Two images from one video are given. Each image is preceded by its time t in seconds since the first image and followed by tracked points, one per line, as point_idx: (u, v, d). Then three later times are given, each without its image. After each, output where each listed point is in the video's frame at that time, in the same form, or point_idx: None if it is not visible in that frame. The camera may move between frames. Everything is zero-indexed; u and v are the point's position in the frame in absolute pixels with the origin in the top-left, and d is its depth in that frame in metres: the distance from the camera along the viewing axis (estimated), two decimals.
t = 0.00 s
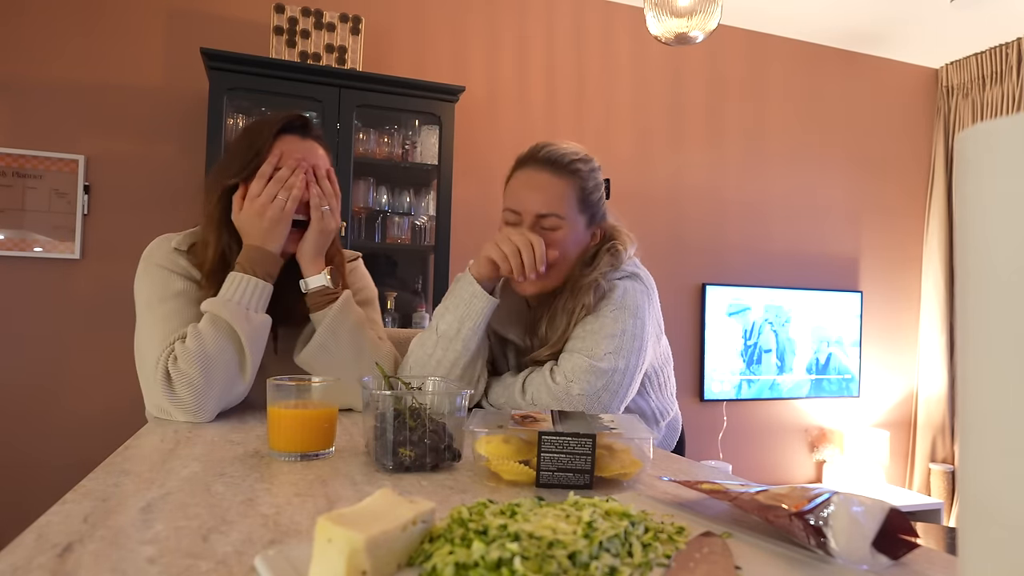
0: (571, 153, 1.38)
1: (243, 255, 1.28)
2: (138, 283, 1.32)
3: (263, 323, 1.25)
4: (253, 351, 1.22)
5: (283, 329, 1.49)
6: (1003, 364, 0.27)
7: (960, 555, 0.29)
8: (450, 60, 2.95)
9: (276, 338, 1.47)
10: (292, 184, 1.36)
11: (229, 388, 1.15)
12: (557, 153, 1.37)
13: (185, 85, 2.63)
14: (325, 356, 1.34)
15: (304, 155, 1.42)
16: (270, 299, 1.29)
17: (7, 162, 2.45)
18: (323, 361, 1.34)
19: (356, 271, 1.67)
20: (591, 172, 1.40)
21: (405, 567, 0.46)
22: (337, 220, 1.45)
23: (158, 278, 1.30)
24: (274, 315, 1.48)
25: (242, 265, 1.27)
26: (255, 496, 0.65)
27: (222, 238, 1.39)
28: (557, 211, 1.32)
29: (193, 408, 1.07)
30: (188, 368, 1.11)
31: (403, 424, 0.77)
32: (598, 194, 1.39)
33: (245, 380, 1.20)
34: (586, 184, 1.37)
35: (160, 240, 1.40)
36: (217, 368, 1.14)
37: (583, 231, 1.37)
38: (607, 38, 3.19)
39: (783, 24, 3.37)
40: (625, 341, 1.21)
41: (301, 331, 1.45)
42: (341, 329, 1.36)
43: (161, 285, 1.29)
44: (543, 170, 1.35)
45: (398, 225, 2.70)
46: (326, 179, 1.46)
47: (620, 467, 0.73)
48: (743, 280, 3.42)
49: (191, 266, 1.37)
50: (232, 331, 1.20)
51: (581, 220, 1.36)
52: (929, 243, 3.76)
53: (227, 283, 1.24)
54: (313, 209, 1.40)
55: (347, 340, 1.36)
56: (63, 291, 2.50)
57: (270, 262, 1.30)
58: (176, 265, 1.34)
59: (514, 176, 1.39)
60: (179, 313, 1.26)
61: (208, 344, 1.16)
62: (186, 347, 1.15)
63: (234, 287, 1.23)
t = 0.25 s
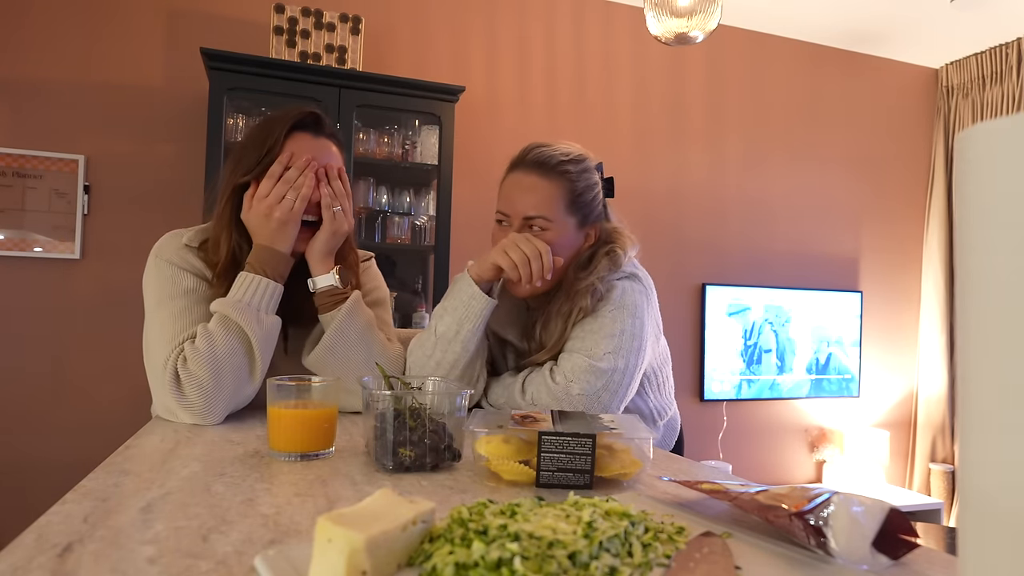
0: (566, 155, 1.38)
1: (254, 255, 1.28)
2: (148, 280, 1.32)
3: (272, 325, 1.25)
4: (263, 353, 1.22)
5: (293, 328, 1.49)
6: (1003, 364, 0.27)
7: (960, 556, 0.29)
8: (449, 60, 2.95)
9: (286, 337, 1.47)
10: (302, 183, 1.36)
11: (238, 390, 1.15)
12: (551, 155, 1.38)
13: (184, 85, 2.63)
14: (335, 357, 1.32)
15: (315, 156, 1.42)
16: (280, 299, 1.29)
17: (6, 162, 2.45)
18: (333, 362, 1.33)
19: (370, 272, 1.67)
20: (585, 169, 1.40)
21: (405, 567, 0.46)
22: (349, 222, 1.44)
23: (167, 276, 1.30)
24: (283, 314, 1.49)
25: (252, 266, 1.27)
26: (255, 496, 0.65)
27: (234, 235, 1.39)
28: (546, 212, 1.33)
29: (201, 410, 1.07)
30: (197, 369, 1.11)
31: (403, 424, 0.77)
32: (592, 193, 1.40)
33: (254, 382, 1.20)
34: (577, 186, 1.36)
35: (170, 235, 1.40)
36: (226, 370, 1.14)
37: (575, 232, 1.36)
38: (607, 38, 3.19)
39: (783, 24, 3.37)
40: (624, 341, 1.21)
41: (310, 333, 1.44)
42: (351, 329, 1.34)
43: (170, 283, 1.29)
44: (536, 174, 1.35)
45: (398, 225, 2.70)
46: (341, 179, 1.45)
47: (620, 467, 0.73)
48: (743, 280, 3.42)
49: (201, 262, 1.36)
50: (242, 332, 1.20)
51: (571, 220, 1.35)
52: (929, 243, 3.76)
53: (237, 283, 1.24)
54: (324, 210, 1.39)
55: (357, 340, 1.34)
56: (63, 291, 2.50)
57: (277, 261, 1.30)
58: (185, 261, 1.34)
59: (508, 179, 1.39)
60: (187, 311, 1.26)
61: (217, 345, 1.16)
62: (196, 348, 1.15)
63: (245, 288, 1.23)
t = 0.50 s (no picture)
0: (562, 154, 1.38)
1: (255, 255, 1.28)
2: (149, 277, 1.31)
3: (274, 325, 1.25)
4: (265, 353, 1.22)
5: (296, 327, 1.49)
6: (1003, 364, 0.27)
7: (960, 557, 0.29)
8: (450, 60, 2.95)
9: (288, 336, 1.48)
10: (302, 182, 1.36)
11: (239, 391, 1.15)
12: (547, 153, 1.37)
13: (184, 85, 2.63)
14: (335, 357, 1.32)
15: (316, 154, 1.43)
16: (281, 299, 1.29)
17: (6, 162, 2.45)
18: (334, 362, 1.33)
19: (373, 270, 1.67)
20: (581, 167, 1.40)
21: (405, 567, 0.46)
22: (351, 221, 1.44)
23: (168, 274, 1.29)
24: (285, 312, 1.49)
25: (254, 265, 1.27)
26: (255, 496, 0.65)
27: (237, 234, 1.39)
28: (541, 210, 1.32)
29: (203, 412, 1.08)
30: (198, 370, 1.11)
31: (403, 424, 0.77)
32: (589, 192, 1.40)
33: (255, 383, 1.19)
34: (571, 185, 1.35)
35: (172, 231, 1.40)
36: (227, 371, 1.14)
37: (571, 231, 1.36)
38: (607, 38, 3.19)
39: (783, 24, 3.37)
40: (623, 340, 1.21)
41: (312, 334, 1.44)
42: (352, 329, 1.34)
43: (171, 282, 1.28)
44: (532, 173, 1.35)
45: (398, 225, 2.70)
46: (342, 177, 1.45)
47: (620, 467, 0.73)
48: (743, 280, 3.42)
49: (203, 259, 1.36)
50: (244, 332, 1.20)
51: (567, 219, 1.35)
52: (929, 243, 3.76)
53: (239, 283, 1.24)
54: (325, 209, 1.39)
55: (357, 341, 1.34)
56: (63, 291, 2.50)
57: (277, 260, 1.29)
58: (187, 259, 1.33)
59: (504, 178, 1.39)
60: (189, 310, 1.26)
61: (219, 346, 1.16)
62: (197, 349, 1.14)
63: (246, 288, 1.23)
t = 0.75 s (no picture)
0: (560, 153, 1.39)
1: (256, 255, 1.28)
2: (148, 274, 1.31)
3: (274, 325, 1.25)
4: (265, 353, 1.22)
5: (296, 324, 1.49)
6: (1004, 364, 0.27)
7: (960, 557, 0.29)
8: (450, 61, 2.95)
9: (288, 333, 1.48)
10: (301, 182, 1.36)
11: (240, 391, 1.15)
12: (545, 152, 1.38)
13: (184, 84, 2.63)
14: (333, 358, 1.33)
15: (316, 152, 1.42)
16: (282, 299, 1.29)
17: (7, 162, 2.45)
18: (330, 363, 1.33)
19: (374, 267, 1.67)
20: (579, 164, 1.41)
21: (405, 567, 0.46)
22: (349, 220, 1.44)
23: (167, 272, 1.29)
24: (286, 310, 1.49)
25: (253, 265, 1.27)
26: (255, 496, 0.65)
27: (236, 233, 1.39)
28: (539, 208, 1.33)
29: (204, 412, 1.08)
30: (199, 370, 1.11)
31: (403, 423, 0.77)
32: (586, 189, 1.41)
33: (255, 382, 1.19)
34: (570, 183, 1.36)
35: (171, 228, 1.40)
36: (228, 371, 1.14)
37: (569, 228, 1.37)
38: (607, 38, 3.19)
39: (783, 24, 3.37)
40: (621, 339, 1.21)
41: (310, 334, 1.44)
42: (349, 329, 1.34)
43: (171, 280, 1.28)
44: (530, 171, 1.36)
45: (398, 225, 2.70)
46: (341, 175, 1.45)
47: (620, 467, 0.73)
48: (743, 280, 3.42)
49: (202, 255, 1.35)
50: (245, 332, 1.20)
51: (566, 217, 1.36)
52: (929, 244, 3.76)
53: (239, 282, 1.24)
54: (324, 209, 1.39)
55: (355, 339, 1.33)
56: (63, 291, 2.50)
57: (277, 260, 1.29)
58: (186, 256, 1.32)
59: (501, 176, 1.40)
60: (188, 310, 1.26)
61: (220, 346, 1.16)
62: (198, 349, 1.14)
63: (247, 287, 1.23)
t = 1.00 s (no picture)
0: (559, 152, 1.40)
1: (258, 253, 1.28)
2: (150, 271, 1.32)
3: (277, 325, 1.24)
4: (270, 353, 1.22)
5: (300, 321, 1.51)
6: (1004, 364, 0.27)
7: (960, 557, 0.29)
8: (450, 61, 2.95)
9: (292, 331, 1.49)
10: (303, 179, 1.35)
11: (244, 393, 1.15)
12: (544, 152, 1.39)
13: (185, 85, 2.63)
14: (333, 358, 1.33)
15: (318, 147, 1.41)
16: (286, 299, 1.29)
17: (7, 162, 2.45)
18: (330, 362, 1.33)
19: (380, 263, 1.67)
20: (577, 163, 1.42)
21: (405, 567, 0.46)
22: (353, 218, 1.43)
23: (167, 269, 1.29)
24: (290, 306, 1.50)
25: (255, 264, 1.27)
26: (255, 496, 0.65)
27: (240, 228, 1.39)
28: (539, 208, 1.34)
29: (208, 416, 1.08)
30: (203, 373, 1.11)
31: (403, 424, 0.77)
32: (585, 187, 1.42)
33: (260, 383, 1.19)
34: (569, 183, 1.37)
35: (173, 224, 1.40)
36: (233, 373, 1.13)
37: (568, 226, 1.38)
38: (607, 38, 3.19)
39: (783, 24, 3.37)
40: (620, 339, 1.21)
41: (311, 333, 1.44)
42: (350, 330, 1.33)
43: (171, 277, 1.29)
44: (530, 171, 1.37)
45: (398, 225, 2.69)
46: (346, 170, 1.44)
47: (620, 467, 0.73)
48: (744, 279, 3.42)
49: (203, 251, 1.36)
50: (248, 334, 1.19)
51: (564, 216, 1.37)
52: (929, 244, 3.76)
53: (242, 282, 1.23)
54: (326, 206, 1.39)
55: (355, 340, 1.33)
56: (63, 291, 2.50)
57: (279, 259, 1.29)
58: (187, 253, 1.33)
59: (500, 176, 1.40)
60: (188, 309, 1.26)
61: (224, 348, 1.15)
62: (202, 352, 1.14)
63: (250, 288, 1.23)
